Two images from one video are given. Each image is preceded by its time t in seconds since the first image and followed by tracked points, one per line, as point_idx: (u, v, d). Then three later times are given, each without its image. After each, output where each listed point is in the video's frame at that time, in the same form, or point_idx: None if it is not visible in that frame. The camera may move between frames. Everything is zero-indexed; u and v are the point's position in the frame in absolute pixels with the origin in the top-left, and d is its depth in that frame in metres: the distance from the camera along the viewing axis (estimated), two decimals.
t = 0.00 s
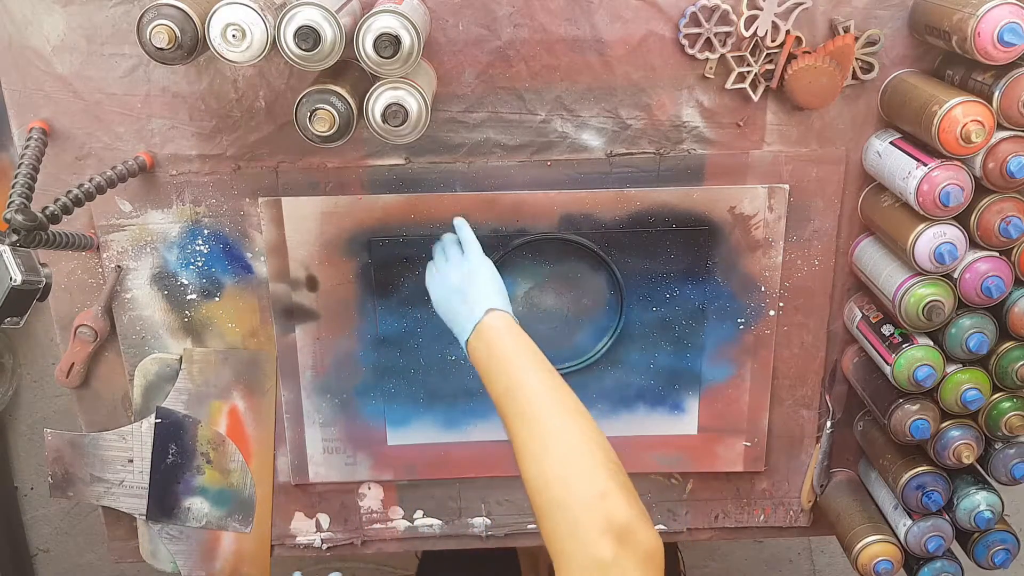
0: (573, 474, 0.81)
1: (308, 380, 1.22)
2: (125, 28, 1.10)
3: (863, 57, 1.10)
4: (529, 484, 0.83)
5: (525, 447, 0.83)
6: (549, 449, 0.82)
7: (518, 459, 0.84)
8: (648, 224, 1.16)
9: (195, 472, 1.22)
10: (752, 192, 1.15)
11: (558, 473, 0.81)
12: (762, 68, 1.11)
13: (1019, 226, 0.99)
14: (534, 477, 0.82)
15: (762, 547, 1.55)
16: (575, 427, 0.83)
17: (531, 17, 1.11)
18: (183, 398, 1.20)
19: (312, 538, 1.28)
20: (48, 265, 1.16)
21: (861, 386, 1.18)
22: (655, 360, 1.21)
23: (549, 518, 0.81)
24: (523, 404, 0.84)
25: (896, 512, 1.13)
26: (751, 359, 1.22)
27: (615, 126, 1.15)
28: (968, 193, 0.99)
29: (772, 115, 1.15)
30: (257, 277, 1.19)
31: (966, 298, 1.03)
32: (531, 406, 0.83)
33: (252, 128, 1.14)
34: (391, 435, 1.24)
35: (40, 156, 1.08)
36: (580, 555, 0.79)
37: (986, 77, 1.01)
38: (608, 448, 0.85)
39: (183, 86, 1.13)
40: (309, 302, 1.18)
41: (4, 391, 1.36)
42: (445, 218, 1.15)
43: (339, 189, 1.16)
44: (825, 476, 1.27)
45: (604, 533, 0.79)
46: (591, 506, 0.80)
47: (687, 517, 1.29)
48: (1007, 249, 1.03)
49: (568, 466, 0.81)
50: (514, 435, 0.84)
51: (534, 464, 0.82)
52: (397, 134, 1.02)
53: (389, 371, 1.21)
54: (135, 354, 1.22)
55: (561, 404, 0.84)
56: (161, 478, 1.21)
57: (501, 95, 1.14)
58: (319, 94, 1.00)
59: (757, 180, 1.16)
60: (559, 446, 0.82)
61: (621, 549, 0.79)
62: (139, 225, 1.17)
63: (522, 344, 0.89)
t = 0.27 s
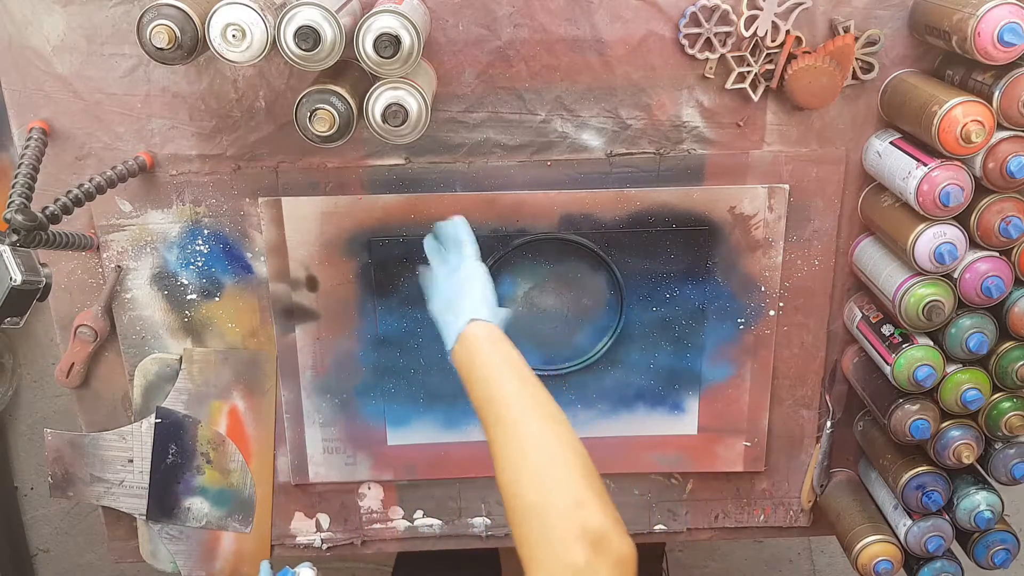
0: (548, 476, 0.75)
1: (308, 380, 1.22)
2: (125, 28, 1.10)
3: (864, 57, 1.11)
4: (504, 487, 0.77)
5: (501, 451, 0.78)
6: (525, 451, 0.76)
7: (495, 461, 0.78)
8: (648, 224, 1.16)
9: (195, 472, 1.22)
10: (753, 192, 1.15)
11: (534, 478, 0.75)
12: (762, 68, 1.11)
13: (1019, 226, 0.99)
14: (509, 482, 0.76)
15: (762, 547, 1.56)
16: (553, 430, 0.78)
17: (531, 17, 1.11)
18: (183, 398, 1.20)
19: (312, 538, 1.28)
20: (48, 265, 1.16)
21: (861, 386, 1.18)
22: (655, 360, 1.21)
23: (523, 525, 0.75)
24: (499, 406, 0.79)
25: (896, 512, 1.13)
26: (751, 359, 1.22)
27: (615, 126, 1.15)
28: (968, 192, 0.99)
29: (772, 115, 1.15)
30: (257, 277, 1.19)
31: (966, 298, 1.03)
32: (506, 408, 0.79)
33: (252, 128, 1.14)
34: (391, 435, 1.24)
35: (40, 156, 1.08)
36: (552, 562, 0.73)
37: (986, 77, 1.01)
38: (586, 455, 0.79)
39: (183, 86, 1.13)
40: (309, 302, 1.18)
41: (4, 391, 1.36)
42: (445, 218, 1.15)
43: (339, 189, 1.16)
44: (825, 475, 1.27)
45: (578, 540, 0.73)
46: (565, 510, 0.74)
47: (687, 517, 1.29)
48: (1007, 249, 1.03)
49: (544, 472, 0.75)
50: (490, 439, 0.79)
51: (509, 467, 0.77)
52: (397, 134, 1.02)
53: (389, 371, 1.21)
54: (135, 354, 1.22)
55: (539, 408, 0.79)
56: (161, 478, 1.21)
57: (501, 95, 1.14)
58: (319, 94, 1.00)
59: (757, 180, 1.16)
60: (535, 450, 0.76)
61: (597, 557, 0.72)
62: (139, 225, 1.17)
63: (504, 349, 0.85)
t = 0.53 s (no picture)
0: (515, 492, 0.87)
1: (308, 380, 1.22)
2: (126, 28, 1.10)
3: (863, 57, 1.11)
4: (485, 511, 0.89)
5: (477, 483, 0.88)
6: (495, 477, 0.87)
7: (469, 488, 0.89)
8: (648, 224, 1.17)
9: (195, 472, 1.22)
10: (752, 192, 1.15)
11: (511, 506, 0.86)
12: (762, 68, 1.11)
13: (1018, 226, 0.99)
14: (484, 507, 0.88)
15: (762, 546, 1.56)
16: (518, 455, 0.88)
17: (531, 17, 1.11)
18: (183, 398, 1.21)
19: (312, 538, 1.28)
20: (49, 265, 1.17)
21: (860, 386, 1.19)
22: (655, 360, 1.22)
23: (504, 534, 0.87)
24: (463, 441, 0.89)
25: (895, 512, 1.13)
26: (750, 359, 1.22)
27: (615, 126, 1.15)
28: (967, 193, 0.99)
29: (772, 115, 1.15)
30: (257, 277, 1.20)
31: (966, 298, 1.03)
32: (469, 444, 0.89)
33: (252, 129, 1.15)
34: (391, 435, 1.24)
35: (41, 156, 1.08)
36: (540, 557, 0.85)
37: (986, 78, 1.01)
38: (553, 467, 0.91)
39: (184, 87, 1.13)
40: (309, 302, 1.19)
41: (5, 391, 1.36)
42: (445, 218, 1.16)
43: (339, 189, 1.16)
44: (825, 475, 1.27)
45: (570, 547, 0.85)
46: (538, 516, 0.86)
47: (687, 517, 1.29)
48: (1007, 249, 1.03)
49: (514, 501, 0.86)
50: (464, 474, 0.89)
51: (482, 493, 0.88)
52: (397, 134, 1.02)
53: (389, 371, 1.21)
54: (136, 354, 1.22)
55: (503, 430, 0.90)
56: (161, 478, 1.22)
57: (501, 95, 1.14)
58: (319, 94, 1.01)
59: (757, 180, 1.17)
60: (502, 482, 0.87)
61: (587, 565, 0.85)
62: (140, 226, 1.18)
63: (463, 372, 0.95)
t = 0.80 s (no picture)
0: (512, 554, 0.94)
1: (308, 380, 1.22)
2: (126, 28, 1.10)
3: (863, 57, 1.11)
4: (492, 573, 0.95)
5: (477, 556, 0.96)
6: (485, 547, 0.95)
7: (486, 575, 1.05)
8: (648, 224, 1.17)
9: (195, 472, 1.22)
10: (752, 192, 1.15)
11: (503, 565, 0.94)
12: (762, 68, 1.11)
13: (1018, 225, 0.99)
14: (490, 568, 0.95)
15: (762, 546, 1.56)
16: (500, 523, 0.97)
17: (531, 17, 1.11)
18: (183, 398, 1.21)
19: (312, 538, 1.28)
20: (48, 265, 1.16)
21: (860, 386, 1.18)
22: (655, 360, 1.22)
23: None
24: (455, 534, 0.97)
25: (895, 512, 1.13)
26: (750, 359, 1.22)
27: (615, 126, 1.15)
28: (967, 193, 0.99)
29: (772, 115, 1.15)
30: (257, 277, 1.20)
31: (966, 298, 1.03)
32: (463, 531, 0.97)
33: (252, 128, 1.15)
34: (391, 435, 1.24)
35: (41, 156, 1.08)
36: None
37: (986, 77, 1.01)
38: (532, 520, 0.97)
39: (184, 87, 1.13)
40: (309, 303, 1.19)
41: (5, 391, 1.36)
42: (445, 218, 1.16)
43: (339, 189, 1.16)
44: (825, 475, 1.27)
45: None
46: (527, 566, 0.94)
47: (687, 517, 1.29)
48: (1007, 249, 1.03)
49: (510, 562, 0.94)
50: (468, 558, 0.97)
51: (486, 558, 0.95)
52: (397, 134, 1.02)
53: (389, 371, 1.21)
54: (136, 354, 1.22)
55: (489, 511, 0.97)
56: (161, 478, 1.22)
57: (501, 95, 1.14)
58: (319, 94, 1.01)
59: (757, 180, 1.16)
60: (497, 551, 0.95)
61: None
62: (140, 226, 1.18)
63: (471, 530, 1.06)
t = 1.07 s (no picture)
0: None
1: (308, 380, 1.22)
2: (126, 28, 1.10)
3: (863, 57, 1.11)
4: None
5: None
6: None
7: None
8: (648, 224, 1.17)
9: (195, 472, 1.22)
10: (752, 192, 1.15)
11: None
12: (762, 68, 1.11)
13: (1019, 225, 0.99)
14: None
15: (762, 546, 1.56)
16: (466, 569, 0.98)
17: (531, 17, 1.11)
18: (183, 398, 1.21)
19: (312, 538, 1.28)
20: (48, 265, 1.17)
21: (860, 386, 1.19)
22: (655, 360, 1.22)
23: None
24: None
25: (895, 512, 1.13)
26: (750, 359, 1.22)
27: (615, 126, 1.15)
28: (967, 193, 0.99)
29: (772, 115, 1.15)
30: (257, 277, 1.20)
31: (966, 298, 1.03)
32: None
33: (252, 129, 1.15)
34: (391, 435, 1.24)
35: (40, 156, 1.08)
36: None
37: (986, 77, 1.01)
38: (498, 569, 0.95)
39: (184, 87, 1.13)
40: (309, 303, 1.19)
41: (5, 391, 1.36)
42: (445, 218, 1.16)
43: (339, 190, 1.16)
44: (825, 475, 1.27)
45: None
46: None
47: (687, 517, 1.29)
48: (1007, 249, 1.03)
49: None
50: None
51: None
52: (398, 134, 1.02)
53: (389, 370, 1.21)
54: (136, 354, 1.22)
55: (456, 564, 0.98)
56: (161, 478, 1.22)
57: (501, 96, 1.14)
58: (319, 94, 1.01)
59: (757, 180, 1.17)
60: None
61: None
62: (140, 226, 1.18)
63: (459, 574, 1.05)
